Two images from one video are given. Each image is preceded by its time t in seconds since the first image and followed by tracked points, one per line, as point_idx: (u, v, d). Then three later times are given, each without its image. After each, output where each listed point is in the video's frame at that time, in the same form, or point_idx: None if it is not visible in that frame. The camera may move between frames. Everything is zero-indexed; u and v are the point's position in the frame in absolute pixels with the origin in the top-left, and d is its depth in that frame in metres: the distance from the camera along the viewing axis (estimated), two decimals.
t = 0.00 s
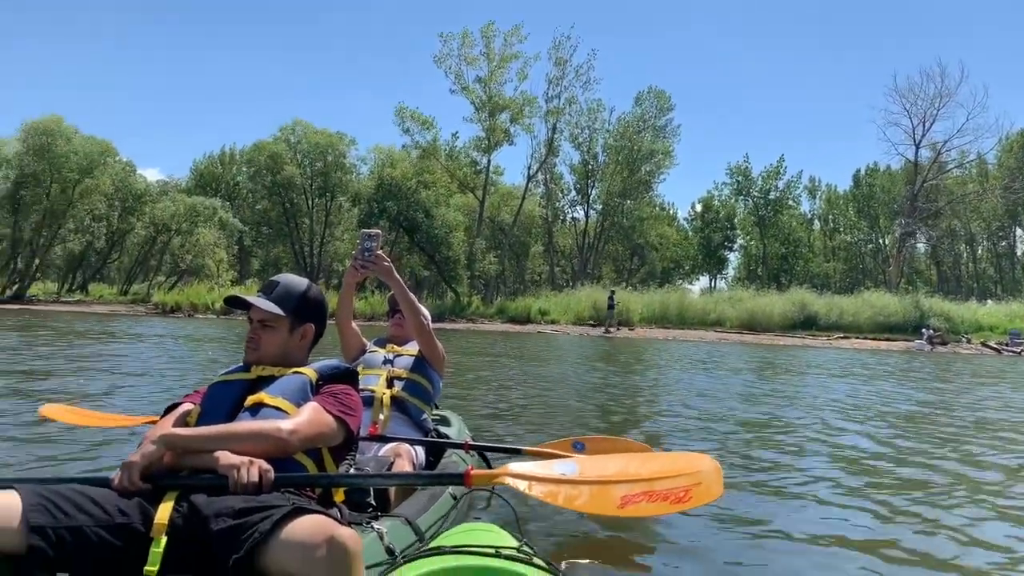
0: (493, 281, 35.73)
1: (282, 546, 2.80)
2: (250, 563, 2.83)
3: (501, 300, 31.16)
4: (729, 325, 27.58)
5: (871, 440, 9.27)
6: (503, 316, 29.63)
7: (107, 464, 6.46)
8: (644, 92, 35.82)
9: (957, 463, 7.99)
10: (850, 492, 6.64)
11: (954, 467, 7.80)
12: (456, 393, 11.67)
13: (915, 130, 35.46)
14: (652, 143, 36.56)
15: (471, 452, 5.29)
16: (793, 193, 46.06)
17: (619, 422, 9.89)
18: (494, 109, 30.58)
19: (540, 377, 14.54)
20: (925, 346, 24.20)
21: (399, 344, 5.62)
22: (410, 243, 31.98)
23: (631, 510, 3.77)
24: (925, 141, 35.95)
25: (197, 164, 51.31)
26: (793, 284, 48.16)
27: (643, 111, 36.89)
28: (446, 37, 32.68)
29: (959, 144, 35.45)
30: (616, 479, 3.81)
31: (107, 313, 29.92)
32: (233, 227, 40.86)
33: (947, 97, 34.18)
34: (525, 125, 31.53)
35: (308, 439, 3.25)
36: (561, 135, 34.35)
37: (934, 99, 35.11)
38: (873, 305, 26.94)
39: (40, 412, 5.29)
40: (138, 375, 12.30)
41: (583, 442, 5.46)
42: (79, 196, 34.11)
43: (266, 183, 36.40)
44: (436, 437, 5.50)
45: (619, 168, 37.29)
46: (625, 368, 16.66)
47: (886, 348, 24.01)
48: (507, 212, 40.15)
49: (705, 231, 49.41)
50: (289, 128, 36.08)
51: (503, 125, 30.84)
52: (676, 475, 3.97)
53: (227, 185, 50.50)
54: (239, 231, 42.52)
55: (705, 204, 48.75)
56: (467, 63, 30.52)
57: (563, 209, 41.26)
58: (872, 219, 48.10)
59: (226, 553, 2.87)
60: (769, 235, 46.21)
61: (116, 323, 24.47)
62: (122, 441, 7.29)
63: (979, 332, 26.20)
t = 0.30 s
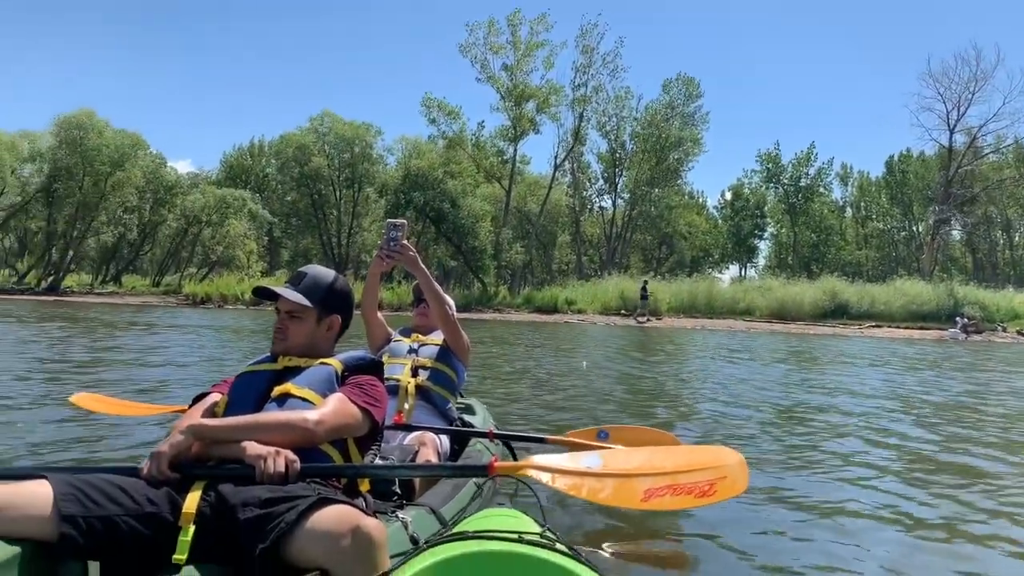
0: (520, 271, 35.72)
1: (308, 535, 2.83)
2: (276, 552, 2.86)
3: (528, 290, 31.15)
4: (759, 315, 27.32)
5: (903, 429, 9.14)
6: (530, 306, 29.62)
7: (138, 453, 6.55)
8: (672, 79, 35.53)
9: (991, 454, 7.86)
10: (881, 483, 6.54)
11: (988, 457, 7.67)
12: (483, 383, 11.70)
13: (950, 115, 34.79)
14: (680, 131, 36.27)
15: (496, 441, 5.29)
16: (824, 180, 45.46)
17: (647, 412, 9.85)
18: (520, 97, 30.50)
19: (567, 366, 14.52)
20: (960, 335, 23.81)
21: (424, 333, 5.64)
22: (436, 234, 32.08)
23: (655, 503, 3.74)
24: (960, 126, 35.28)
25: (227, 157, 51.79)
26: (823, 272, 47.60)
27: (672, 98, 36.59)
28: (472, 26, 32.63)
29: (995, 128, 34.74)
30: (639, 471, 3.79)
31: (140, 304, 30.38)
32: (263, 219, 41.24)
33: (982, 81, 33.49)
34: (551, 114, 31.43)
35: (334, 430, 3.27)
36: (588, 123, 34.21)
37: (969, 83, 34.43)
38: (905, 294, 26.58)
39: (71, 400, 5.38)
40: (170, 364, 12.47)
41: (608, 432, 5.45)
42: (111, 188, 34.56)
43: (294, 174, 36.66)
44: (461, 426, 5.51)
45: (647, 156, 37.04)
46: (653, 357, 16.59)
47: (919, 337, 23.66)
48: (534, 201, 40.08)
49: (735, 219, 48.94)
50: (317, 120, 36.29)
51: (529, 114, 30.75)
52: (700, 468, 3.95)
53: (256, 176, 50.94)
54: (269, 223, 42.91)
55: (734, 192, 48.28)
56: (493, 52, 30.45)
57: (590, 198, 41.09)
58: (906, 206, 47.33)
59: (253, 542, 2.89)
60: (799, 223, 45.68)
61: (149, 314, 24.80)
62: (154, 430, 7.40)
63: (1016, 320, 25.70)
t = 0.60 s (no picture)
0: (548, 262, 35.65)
1: (335, 521, 2.86)
2: (304, 538, 2.89)
3: (556, 282, 31.11)
4: (790, 306, 27.02)
5: (937, 421, 9.02)
6: (558, 298, 29.58)
7: (172, 443, 6.65)
8: (702, 69, 35.19)
9: None
10: (915, 474, 6.44)
11: None
12: (512, 375, 11.73)
13: (987, 103, 34.09)
14: (710, 120, 35.93)
15: (523, 431, 5.30)
16: (858, 170, 44.79)
17: (675, 403, 9.82)
18: (548, 87, 30.40)
19: (596, 358, 14.51)
20: (997, 326, 23.40)
21: (451, 323, 5.65)
22: (464, 226, 32.14)
23: (681, 487, 3.70)
24: (997, 114, 34.54)
25: (258, 150, 52.27)
26: (856, 263, 46.95)
27: (701, 87, 36.29)
28: (500, 17, 32.57)
29: None
30: (662, 457, 3.78)
31: (173, 296, 30.80)
32: (293, 211, 41.60)
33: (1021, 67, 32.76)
34: (580, 104, 31.29)
35: (360, 418, 3.30)
36: (617, 113, 33.99)
37: (1007, 70, 33.68)
38: (940, 285, 26.20)
39: (105, 391, 5.48)
40: (204, 355, 12.65)
41: (635, 420, 5.43)
42: (144, 181, 34.97)
43: (324, 167, 36.92)
44: (489, 416, 5.52)
45: (677, 146, 36.73)
46: (683, 349, 16.51)
47: (955, 329, 23.28)
48: (562, 192, 39.97)
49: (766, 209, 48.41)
50: (346, 113, 36.47)
51: (557, 105, 30.63)
52: (724, 455, 3.94)
53: (287, 169, 51.37)
54: (299, 215, 43.29)
55: (765, 182, 47.76)
56: (521, 43, 30.36)
57: (619, 189, 40.90)
58: (941, 195, 46.52)
59: (282, 529, 2.92)
60: (832, 214, 45.06)
61: (183, 306, 25.16)
62: (186, 420, 7.50)
63: None
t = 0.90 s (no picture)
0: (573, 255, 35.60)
1: (362, 511, 2.89)
2: (332, 527, 2.92)
3: (582, 275, 31.05)
4: (819, 299, 26.76)
5: (970, 414, 8.90)
6: (584, 291, 29.51)
7: (202, 433, 6.74)
8: (730, 59, 34.89)
9: None
10: (947, 468, 6.37)
11: None
12: (539, 369, 11.76)
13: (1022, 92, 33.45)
14: (738, 112, 35.61)
15: (549, 424, 5.31)
16: (889, 161, 44.13)
17: (703, 397, 9.78)
18: (574, 79, 30.30)
19: (622, 351, 14.48)
20: None
21: (476, 317, 5.68)
22: (490, 219, 32.19)
23: (707, 478, 3.69)
24: None
25: (286, 145, 52.68)
26: (887, 256, 46.36)
27: (729, 79, 35.97)
28: (525, 9, 32.48)
29: None
30: (689, 447, 3.77)
31: (202, 290, 31.15)
32: (320, 206, 41.88)
33: None
34: (605, 96, 31.15)
35: (386, 408, 3.32)
36: (643, 105, 33.78)
37: None
38: (973, 278, 25.81)
39: (137, 384, 5.57)
40: (234, 348, 12.81)
41: (661, 413, 5.42)
42: (173, 176, 35.37)
43: (350, 162, 37.11)
44: (515, 410, 5.53)
45: (704, 138, 36.44)
46: (710, 342, 16.43)
47: (988, 322, 22.94)
48: (588, 185, 39.84)
49: (795, 201, 47.93)
50: (371, 107, 36.63)
51: (583, 97, 30.49)
52: (751, 444, 3.92)
53: (315, 163, 51.74)
54: (327, 209, 43.59)
55: (794, 174, 47.27)
56: (546, 35, 30.27)
57: (646, 182, 40.71)
58: (975, 186, 45.75)
59: (309, 519, 2.95)
60: (862, 205, 44.50)
61: (212, 300, 25.46)
62: (217, 412, 7.62)
63: None
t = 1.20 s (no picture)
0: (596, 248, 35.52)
1: (384, 505, 2.91)
2: (354, 520, 2.95)
3: (604, 268, 30.98)
4: (845, 291, 26.51)
5: (997, 407, 8.80)
6: (606, 284, 29.44)
7: (226, 424, 6.81)
8: (754, 49, 34.58)
9: None
10: (973, 464, 6.27)
11: None
12: (560, 362, 11.77)
13: None
14: (762, 102, 35.30)
15: (570, 417, 5.30)
16: (916, 150, 43.61)
17: (724, 390, 9.75)
18: (595, 71, 30.18)
19: (644, 344, 14.45)
20: None
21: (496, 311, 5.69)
22: (512, 212, 32.21)
23: (730, 472, 3.67)
24: None
25: (309, 139, 53.00)
26: (915, 246, 45.81)
27: (753, 68, 35.71)
28: None
29: None
30: (711, 442, 3.75)
31: (227, 284, 31.47)
32: (344, 200, 42.11)
33: None
34: (627, 88, 30.99)
35: (407, 400, 3.34)
36: (666, 96, 33.56)
37: None
38: (1002, 268, 25.47)
39: (162, 376, 5.65)
40: (257, 342, 12.93)
41: (682, 407, 5.40)
42: (198, 172, 35.67)
43: (372, 156, 37.27)
44: (535, 403, 5.53)
45: (727, 129, 36.19)
46: (733, 334, 16.35)
47: (1017, 312, 22.65)
48: (611, 177, 39.70)
49: (821, 191, 47.47)
50: (393, 101, 36.73)
51: (605, 89, 30.37)
52: (774, 439, 3.89)
53: (338, 158, 52.02)
54: (350, 204, 43.83)
55: (819, 164, 46.84)
56: (567, 27, 30.15)
57: (670, 173, 40.52)
58: (1005, 174, 45.07)
59: (332, 511, 2.98)
60: (889, 195, 43.96)
61: (237, 294, 25.68)
62: (241, 405, 7.70)
63: None
